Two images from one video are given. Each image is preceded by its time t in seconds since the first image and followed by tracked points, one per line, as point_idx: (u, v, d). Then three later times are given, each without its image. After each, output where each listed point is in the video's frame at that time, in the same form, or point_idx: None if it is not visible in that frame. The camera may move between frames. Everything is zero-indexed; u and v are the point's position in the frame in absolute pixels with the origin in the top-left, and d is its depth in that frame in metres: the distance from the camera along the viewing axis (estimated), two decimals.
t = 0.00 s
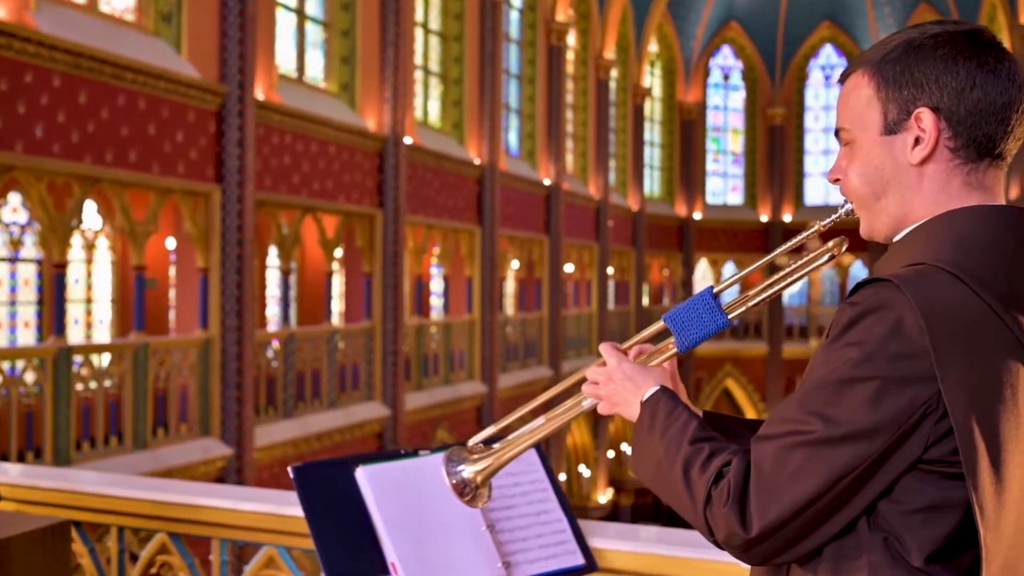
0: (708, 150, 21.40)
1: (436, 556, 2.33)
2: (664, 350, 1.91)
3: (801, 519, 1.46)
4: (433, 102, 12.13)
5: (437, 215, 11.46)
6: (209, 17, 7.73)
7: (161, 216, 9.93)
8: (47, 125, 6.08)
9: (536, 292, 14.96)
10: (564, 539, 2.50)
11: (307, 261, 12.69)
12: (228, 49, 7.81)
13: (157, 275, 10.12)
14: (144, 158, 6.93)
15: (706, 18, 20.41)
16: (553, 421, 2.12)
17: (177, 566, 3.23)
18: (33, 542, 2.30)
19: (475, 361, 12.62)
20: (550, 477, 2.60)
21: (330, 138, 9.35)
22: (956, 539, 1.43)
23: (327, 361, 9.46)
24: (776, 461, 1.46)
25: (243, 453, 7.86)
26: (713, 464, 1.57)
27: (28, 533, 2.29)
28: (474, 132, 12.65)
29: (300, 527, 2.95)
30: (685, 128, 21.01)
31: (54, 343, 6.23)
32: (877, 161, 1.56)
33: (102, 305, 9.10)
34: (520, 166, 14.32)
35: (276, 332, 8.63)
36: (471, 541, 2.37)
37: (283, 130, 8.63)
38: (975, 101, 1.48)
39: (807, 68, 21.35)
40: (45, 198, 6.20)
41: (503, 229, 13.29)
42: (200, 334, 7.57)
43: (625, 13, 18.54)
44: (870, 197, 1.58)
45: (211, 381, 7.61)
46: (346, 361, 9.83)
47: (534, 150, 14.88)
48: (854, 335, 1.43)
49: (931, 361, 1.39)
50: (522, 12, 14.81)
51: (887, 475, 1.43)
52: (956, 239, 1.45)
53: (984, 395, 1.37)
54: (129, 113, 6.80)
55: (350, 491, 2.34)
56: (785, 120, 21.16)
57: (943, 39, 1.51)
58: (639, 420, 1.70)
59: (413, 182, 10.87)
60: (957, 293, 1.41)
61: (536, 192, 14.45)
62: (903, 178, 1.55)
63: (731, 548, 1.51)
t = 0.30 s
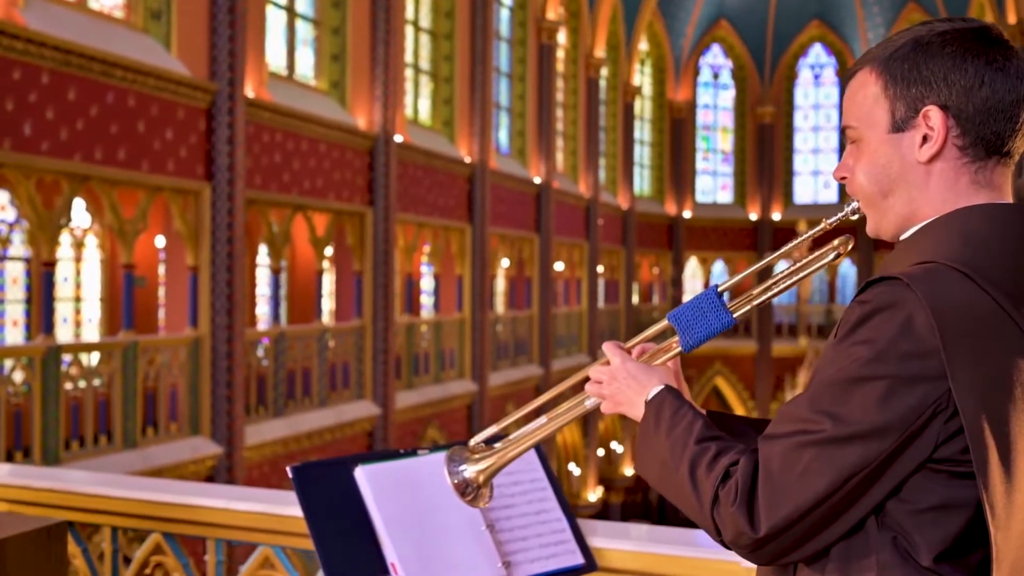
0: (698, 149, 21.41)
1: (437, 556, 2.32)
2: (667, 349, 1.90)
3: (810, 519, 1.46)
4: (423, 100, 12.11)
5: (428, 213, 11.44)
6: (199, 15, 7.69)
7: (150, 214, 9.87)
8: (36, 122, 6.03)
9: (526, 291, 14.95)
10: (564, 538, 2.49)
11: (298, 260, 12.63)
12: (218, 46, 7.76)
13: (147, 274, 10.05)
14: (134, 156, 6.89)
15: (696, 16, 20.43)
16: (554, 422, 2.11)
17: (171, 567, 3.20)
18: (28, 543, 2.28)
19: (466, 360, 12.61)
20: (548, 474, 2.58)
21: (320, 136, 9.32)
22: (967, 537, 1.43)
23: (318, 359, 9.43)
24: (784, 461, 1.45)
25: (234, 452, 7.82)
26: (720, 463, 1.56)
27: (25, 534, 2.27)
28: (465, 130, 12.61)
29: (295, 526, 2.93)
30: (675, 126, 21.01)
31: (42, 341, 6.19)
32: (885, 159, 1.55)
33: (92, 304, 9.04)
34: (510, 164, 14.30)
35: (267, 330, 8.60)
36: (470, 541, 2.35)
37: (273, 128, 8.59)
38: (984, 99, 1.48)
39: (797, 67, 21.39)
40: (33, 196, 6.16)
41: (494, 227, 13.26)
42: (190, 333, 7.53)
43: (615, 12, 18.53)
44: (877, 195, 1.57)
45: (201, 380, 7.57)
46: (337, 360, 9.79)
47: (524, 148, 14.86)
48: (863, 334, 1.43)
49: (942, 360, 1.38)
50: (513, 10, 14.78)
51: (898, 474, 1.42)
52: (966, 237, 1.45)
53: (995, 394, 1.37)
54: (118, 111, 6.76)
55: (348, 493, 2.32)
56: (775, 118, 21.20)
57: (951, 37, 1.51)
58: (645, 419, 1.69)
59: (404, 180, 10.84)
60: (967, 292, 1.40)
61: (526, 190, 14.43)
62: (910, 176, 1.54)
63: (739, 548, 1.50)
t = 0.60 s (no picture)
0: (687, 148, 21.44)
1: (435, 556, 2.31)
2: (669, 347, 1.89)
3: (816, 518, 1.45)
4: (412, 98, 12.09)
5: (417, 212, 11.41)
6: (188, 12, 7.64)
7: (138, 212, 9.81)
8: (23, 119, 5.99)
9: (515, 289, 14.93)
10: (561, 538, 2.48)
11: (286, 259, 12.58)
12: (206, 44, 7.71)
13: (134, 272, 9.98)
14: (121, 154, 6.84)
15: (684, 15, 20.47)
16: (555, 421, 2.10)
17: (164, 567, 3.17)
18: (22, 544, 2.26)
19: (455, 358, 12.60)
20: (545, 473, 2.57)
21: (309, 134, 9.29)
22: (973, 537, 1.42)
23: (306, 358, 9.39)
24: (789, 460, 1.45)
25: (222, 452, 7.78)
26: (724, 463, 1.55)
27: (18, 535, 2.25)
28: (454, 128, 12.59)
29: (290, 527, 2.91)
30: (663, 125, 21.03)
31: (29, 341, 6.14)
32: (890, 157, 1.54)
33: (78, 302, 8.97)
34: (499, 163, 14.29)
35: (255, 329, 8.57)
36: (469, 541, 2.34)
37: (262, 126, 8.55)
38: (990, 98, 1.48)
39: (784, 66, 21.43)
40: (20, 194, 6.11)
41: (483, 226, 13.24)
42: (178, 332, 7.48)
43: (604, 10, 18.53)
44: (882, 193, 1.57)
45: (190, 379, 7.53)
46: (326, 359, 9.76)
47: (513, 147, 14.84)
48: (870, 333, 1.42)
49: (948, 358, 1.38)
50: (502, 8, 14.76)
51: (904, 472, 1.41)
52: (973, 235, 1.45)
53: (1003, 393, 1.37)
54: (106, 108, 6.72)
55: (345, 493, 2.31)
56: (763, 117, 21.25)
57: (956, 35, 1.51)
58: (648, 419, 1.68)
59: (393, 179, 10.82)
60: (974, 290, 1.40)
61: (515, 189, 14.41)
62: (916, 175, 1.54)
63: (744, 548, 1.50)
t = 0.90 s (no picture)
0: (673, 146, 21.48)
1: (431, 556, 2.29)
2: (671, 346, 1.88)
3: (821, 518, 1.45)
4: (399, 96, 12.05)
5: (404, 210, 11.38)
6: (174, 9, 7.58)
7: (124, 209, 9.75)
8: (7, 117, 5.93)
9: (502, 288, 14.92)
10: (557, 537, 2.48)
11: (273, 257, 12.52)
12: (192, 41, 7.65)
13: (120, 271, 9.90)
14: (107, 151, 6.79)
15: (670, 14, 20.50)
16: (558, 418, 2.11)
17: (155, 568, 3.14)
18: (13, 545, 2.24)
19: (442, 356, 12.57)
20: (540, 472, 2.56)
21: (296, 132, 9.25)
22: (977, 535, 1.43)
23: (293, 357, 9.34)
24: (794, 459, 1.45)
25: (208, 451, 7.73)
26: (728, 462, 1.55)
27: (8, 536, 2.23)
28: (441, 126, 12.56)
29: (283, 527, 2.89)
30: (650, 124, 21.07)
31: (14, 339, 6.08)
32: (892, 156, 1.54)
33: (63, 301, 8.91)
34: (486, 161, 14.26)
35: (242, 328, 8.53)
36: (465, 539, 2.33)
37: (248, 124, 8.50)
38: (993, 96, 1.48)
39: (770, 65, 21.47)
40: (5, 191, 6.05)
41: (470, 224, 13.22)
42: (164, 330, 7.42)
43: (591, 9, 18.53)
44: (885, 191, 1.57)
45: (176, 377, 7.47)
46: (313, 357, 9.72)
47: (500, 145, 14.82)
48: (874, 331, 1.43)
49: (954, 357, 1.38)
50: (489, 7, 14.74)
51: (910, 471, 1.41)
52: (979, 234, 1.45)
53: (1009, 391, 1.37)
54: (91, 105, 6.66)
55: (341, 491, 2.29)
56: (749, 116, 21.30)
57: (959, 33, 1.51)
58: (649, 417, 1.68)
59: (380, 177, 10.79)
60: (978, 288, 1.40)
61: (502, 187, 14.39)
62: (919, 173, 1.53)
63: (749, 547, 1.50)
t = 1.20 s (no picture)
0: (658, 145, 21.52)
1: (427, 556, 2.28)
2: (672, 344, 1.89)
3: (823, 517, 1.45)
4: (385, 94, 12.02)
5: (389, 208, 11.34)
6: (157, 5, 7.51)
7: (108, 206, 9.68)
8: None
9: (488, 286, 14.90)
10: (551, 536, 2.47)
11: (258, 256, 12.47)
12: (177, 37, 7.60)
13: (104, 268, 9.83)
14: (90, 148, 6.74)
15: (655, 13, 20.54)
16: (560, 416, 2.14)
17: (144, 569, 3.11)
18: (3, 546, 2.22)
19: (428, 354, 12.56)
20: (534, 471, 2.55)
21: (281, 129, 9.20)
22: (980, 533, 1.43)
23: (278, 355, 9.30)
24: (797, 458, 1.45)
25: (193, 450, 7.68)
26: (730, 461, 1.55)
27: None
28: (427, 124, 12.54)
29: (274, 527, 2.86)
30: (635, 122, 21.08)
31: None
32: (895, 153, 1.54)
33: (46, 299, 8.84)
34: (472, 159, 14.24)
35: (227, 326, 8.48)
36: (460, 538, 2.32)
37: (233, 121, 8.45)
38: (996, 94, 1.48)
39: (754, 64, 21.51)
40: None
41: (456, 222, 13.20)
42: (148, 329, 7.37)
43: (576, 8, 18.55)
44: (887, 190, 1.56)
45: (160, 376, 7.42)
46: (298, 356, 9.68)
47: (485, 143, 14.80)
48: (879, 329, 1.43)
49: (958, 356, 1.38)
50: (474, 4, 14.73)
51: (914, 470, 1.41)
52: (981, 234, 1.45)
53: (1013, 391, 1.37)
54: (75, 102, 6.60)
55: (335, 492, 2.27)
56: (733, 115, 21.35)
57: (962, 32, 1.51)
58: (649, 416, 1.68)
59: (365, 174, 10.76)
60: (982, 286, 1.40)
61: (488, 185, 14.37)
62: (921, 172, 1.53)
63: (752, 546, 1.50)
